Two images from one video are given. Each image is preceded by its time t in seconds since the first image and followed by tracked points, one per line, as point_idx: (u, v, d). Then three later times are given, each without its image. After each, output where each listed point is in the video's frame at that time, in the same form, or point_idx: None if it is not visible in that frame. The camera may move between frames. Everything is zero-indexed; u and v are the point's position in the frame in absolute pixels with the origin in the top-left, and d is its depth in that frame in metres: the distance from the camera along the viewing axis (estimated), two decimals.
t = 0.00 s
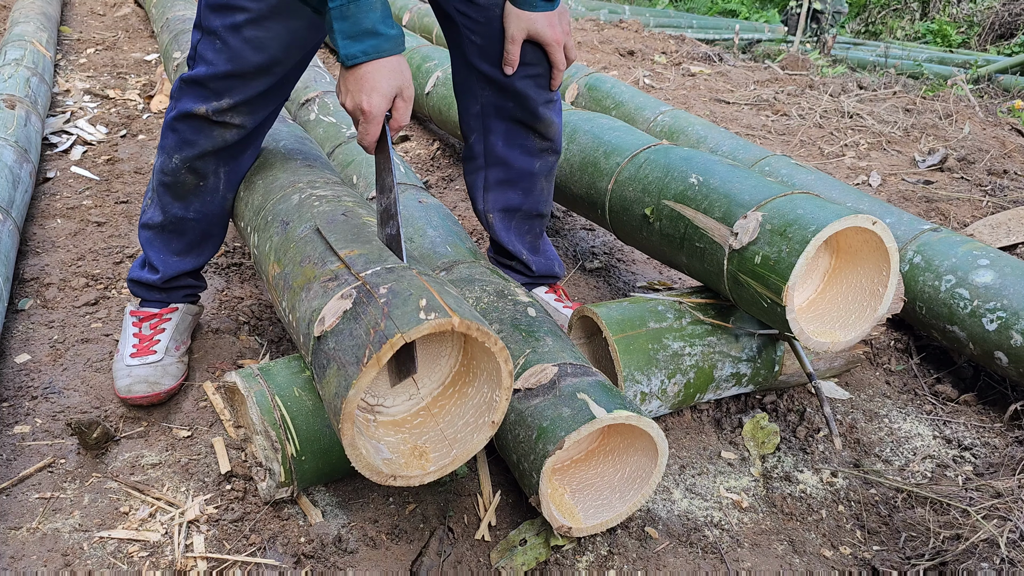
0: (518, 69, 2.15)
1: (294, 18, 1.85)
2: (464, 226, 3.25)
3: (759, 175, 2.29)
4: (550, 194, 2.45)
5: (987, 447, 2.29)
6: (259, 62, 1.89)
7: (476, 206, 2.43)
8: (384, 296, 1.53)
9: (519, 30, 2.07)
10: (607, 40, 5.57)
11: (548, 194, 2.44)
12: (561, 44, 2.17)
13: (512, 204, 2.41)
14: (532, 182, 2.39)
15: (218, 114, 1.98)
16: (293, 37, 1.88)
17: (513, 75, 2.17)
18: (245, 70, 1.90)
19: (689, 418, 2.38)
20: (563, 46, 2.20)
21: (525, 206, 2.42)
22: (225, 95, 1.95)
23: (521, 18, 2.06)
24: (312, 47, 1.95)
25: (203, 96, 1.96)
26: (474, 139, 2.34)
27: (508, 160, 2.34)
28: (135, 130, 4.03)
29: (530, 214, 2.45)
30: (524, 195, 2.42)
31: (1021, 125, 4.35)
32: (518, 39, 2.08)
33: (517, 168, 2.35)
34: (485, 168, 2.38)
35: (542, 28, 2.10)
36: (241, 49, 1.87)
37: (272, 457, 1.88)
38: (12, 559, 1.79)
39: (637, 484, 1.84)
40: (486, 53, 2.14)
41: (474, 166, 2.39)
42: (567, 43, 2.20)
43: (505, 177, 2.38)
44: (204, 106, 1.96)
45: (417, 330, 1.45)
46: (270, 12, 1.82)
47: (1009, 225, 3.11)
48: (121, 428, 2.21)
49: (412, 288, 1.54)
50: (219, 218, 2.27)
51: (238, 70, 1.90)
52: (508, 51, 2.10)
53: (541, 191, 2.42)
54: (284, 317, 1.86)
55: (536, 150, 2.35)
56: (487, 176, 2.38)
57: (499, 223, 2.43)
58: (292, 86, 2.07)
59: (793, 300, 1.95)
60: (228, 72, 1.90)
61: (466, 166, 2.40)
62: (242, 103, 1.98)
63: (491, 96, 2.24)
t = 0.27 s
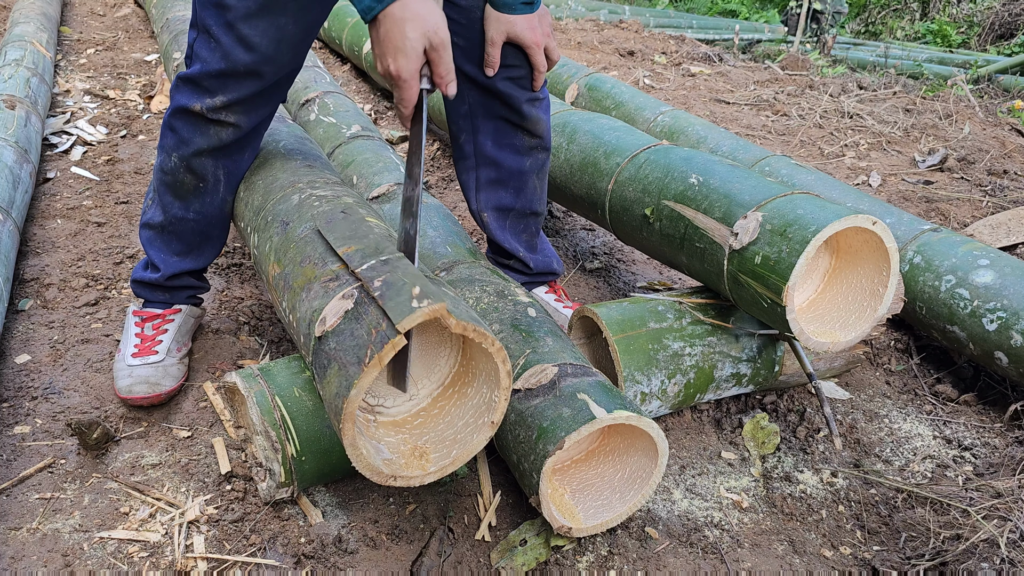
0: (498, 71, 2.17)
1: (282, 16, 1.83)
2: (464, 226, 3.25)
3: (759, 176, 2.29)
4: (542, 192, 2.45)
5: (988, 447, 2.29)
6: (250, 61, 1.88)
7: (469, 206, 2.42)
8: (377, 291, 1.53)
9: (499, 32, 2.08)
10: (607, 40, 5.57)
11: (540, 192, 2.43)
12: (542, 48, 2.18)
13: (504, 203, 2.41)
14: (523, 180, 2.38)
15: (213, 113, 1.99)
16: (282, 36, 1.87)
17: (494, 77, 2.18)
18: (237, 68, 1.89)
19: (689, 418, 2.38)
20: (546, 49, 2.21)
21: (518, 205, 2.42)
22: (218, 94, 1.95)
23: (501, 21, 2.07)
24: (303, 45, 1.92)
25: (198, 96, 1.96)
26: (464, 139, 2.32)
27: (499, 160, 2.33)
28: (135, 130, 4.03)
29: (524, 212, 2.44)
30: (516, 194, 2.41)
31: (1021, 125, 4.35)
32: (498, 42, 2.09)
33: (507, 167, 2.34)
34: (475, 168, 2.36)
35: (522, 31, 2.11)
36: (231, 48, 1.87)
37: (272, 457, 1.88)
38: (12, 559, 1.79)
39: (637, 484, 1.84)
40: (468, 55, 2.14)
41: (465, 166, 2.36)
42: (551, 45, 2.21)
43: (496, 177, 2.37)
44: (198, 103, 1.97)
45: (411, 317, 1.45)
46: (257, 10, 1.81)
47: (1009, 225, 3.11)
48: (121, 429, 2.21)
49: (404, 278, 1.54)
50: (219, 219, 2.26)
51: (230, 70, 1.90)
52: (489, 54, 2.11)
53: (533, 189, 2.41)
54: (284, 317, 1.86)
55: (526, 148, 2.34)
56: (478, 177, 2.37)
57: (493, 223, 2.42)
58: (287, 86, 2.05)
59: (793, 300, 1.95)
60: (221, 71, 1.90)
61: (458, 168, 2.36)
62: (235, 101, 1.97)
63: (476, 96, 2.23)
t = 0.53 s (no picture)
0: (491, 74, 2.18)
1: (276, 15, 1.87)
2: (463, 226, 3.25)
3: (759, 176, 2.29)
4: (540, 192, 2.44)
5: (988, 447, 2.29)
6: (247, 62, 1.91)
7: (468, 206, 2.42)
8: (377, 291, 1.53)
9: (491, 36, 2.11)
10: (607, 40, 5.57)
11: (538, 191, 2.43)
12: (534, 50, 2.19)
13: (503, 203, 2.40)
14: (520, 180, 2.38)
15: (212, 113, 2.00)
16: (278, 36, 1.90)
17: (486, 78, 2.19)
18: (234, 69, 1.91)
19: (689, 418, 2.38)
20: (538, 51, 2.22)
21: (516, 205, 2.42)
22: (216, 93, 1.97)
23: (492, 24, 2.09)
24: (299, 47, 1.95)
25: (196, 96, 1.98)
26: (460, 140, 2.34)
27: (495, 160, 2.33)
28: (135, 131, 4.04)
29: (522, 212, 2.44)
30: (513, 194, 2.40)
31: (1021, 125, 4.35)
32: (490, 45, 2.11)
33: (504, 167, 2.34)
34: (472, 168, 2.37)
35: (513, 33, 2.12)
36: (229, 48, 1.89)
37: (272, 458, 1.88)
38: (12, 559, 1.79)
39: (637, 484, 1.84)
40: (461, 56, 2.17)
41: (462, 166, 2.38)
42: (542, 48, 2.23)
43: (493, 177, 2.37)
44: (196, 102, 1.98)
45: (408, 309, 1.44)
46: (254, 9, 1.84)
47: (1009, 225, 3.11)
48: (121, 429, 2.21)
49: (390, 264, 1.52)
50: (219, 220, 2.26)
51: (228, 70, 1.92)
52: (481, 56, 2.13)
53: (530, 189, 2.41)
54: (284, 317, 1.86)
55: (522, 147, 2.34)
56: (475, 177, 2.37)
57: (492, 223, 2.41)
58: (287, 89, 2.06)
59: (793, 300, 1.95)
60: (219, 71, 1.92)
61: (455, 168, 2.39)
62: (233, 102, 1.98)
63: (470, 97, 2.25)
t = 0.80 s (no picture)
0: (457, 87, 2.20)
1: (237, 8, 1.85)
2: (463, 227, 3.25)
3: (758, 177, 2.30)
4: (525, 193, 2.44)
5: (988, 447, 2.29)
6: (214, 56, 1.90)
7: (456, 210, 2.44)
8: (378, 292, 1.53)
9: (453, 50, 2.11)
10: (607, 41, 5.57)
11: (523, 193, 2.43)
12: (499, 63, 2.17)
13: (487, 207, 2.42)
14: (502, 183, 2.38)
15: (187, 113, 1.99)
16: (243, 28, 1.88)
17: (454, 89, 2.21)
18: (202, 63, 1.90)
19: (689, 419, 2.38)
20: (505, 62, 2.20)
21: (501, 209, 2.43)
22: (187, 91, 1.96)
23: (453, 39, 2.10)
24: (262, 38, 1.92)
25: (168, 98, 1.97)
26: (441, 146, 2.34)
27: (476, 166, 2.34)
28: (135, 131, 4.04)
29: (508, 214, 2.44)
30: (499, 196, 2.41)
31: (1021, 125, 4.35)
32: (452, 59, 2.12)
33: (485, 171, 2.34)
34: (455, 174, 2.37)
35: (475, 49, 2.11)
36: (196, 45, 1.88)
37: (272, 458, 1.88)
38: (12, 560, 1.79)
39: (637, 485, 1.84)
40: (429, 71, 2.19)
41: (446, 172, 2.39)
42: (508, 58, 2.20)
43: (476, 181, 2.38)
44: (169, 103, 1.97)
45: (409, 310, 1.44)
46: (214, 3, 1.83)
47: (1009, 226, 3.11)
48: (121, 430, 2.21)
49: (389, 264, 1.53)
50: (209, 222, 2.25)
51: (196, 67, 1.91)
52: (445, 71, 2.14)
53: (515, 191, 2.41)
54: (284, 318, 1.86)
55: (501, 151, 2.33)
56: (459, 181, 2.38)
57: (479, 226, 2.43)
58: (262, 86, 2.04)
59: (792, 300, 1.96)
60: (188, 68, 1.91)
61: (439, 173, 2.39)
62: (204, 99, 1.97)
63: (442, 111, 2.28)
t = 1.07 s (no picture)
0: (497, 82, 2.17)
1: (270, 21, 1.84)
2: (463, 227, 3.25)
3: (758, 177, 2.30)
4: (541, 196, 2.46)
5: (987, 447, 2.29)
6: (241, 68, 1.89)
7: (470, 210, 2.42)
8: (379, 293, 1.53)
9: (502, 42, 2.07)
10: (607, 41, 5.57)
11: (539, 196, 2.45)
12: (543, 56, 2.18)
13: (504, 208, 2.42)
14: (523, 185, 2.39)
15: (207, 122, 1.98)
16: (274, 41, 1.87)
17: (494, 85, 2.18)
18: (228, 75, 1.89)
19: (689, 419, 2.38)
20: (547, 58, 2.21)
21: (517, 210, 2.43)
22: (211, 100, 1.95)
23: (503, 31, 2.06)
24: (294, 51, 1.92)
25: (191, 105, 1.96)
26: (463, 146, 2.33)
27: (499, 166, 2.34)
28: (135, 132, 4.04)
29: (523, 216, 2.46)
30: (516, 199, 2.42)
31: (1020, 125, 4.35)
32: (500, 52, 2.08)
33: (507, 172, 2.35)
34: (475, 174, 2.37)
35: (524, 41, 2.10)
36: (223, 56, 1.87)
37: (272, 459, 1.88)
38: (11, 560, 1.79)
39: (636, 485, 1.84)
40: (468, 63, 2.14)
41: (464, 172, 2.38)
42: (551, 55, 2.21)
43: (495, 182, 2.38)
44: (191, 111, 1.96)
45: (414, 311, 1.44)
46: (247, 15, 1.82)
47: (1009, 226, 3.11)
48: (121, 430, 2.21)
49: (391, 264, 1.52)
50: (216, 228, 2.27)
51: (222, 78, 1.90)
52: (490, 64, 2.10)
53: (532, 194, 2.43)
54: (284, 318, 1.86)
55: (525, 153, 2.35)
56: (479, 182, 2.37)
57: (493, 227, 2.43)
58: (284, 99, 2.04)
59: (792, 301, 1.96)
60: (213, 78, 1.90)
61: (457, 173, 2.38)
62: (228, 110, 1.96)
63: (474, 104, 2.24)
